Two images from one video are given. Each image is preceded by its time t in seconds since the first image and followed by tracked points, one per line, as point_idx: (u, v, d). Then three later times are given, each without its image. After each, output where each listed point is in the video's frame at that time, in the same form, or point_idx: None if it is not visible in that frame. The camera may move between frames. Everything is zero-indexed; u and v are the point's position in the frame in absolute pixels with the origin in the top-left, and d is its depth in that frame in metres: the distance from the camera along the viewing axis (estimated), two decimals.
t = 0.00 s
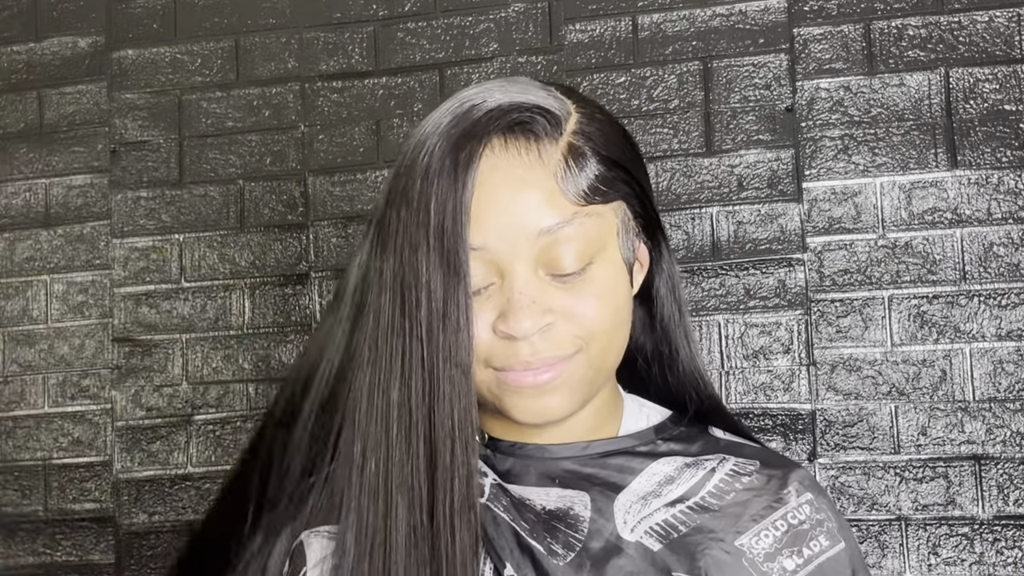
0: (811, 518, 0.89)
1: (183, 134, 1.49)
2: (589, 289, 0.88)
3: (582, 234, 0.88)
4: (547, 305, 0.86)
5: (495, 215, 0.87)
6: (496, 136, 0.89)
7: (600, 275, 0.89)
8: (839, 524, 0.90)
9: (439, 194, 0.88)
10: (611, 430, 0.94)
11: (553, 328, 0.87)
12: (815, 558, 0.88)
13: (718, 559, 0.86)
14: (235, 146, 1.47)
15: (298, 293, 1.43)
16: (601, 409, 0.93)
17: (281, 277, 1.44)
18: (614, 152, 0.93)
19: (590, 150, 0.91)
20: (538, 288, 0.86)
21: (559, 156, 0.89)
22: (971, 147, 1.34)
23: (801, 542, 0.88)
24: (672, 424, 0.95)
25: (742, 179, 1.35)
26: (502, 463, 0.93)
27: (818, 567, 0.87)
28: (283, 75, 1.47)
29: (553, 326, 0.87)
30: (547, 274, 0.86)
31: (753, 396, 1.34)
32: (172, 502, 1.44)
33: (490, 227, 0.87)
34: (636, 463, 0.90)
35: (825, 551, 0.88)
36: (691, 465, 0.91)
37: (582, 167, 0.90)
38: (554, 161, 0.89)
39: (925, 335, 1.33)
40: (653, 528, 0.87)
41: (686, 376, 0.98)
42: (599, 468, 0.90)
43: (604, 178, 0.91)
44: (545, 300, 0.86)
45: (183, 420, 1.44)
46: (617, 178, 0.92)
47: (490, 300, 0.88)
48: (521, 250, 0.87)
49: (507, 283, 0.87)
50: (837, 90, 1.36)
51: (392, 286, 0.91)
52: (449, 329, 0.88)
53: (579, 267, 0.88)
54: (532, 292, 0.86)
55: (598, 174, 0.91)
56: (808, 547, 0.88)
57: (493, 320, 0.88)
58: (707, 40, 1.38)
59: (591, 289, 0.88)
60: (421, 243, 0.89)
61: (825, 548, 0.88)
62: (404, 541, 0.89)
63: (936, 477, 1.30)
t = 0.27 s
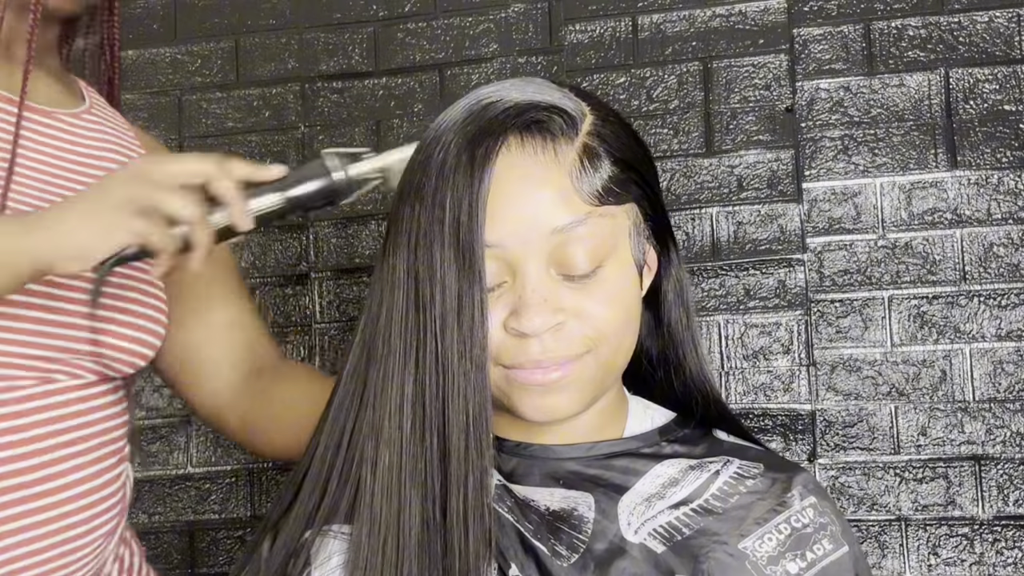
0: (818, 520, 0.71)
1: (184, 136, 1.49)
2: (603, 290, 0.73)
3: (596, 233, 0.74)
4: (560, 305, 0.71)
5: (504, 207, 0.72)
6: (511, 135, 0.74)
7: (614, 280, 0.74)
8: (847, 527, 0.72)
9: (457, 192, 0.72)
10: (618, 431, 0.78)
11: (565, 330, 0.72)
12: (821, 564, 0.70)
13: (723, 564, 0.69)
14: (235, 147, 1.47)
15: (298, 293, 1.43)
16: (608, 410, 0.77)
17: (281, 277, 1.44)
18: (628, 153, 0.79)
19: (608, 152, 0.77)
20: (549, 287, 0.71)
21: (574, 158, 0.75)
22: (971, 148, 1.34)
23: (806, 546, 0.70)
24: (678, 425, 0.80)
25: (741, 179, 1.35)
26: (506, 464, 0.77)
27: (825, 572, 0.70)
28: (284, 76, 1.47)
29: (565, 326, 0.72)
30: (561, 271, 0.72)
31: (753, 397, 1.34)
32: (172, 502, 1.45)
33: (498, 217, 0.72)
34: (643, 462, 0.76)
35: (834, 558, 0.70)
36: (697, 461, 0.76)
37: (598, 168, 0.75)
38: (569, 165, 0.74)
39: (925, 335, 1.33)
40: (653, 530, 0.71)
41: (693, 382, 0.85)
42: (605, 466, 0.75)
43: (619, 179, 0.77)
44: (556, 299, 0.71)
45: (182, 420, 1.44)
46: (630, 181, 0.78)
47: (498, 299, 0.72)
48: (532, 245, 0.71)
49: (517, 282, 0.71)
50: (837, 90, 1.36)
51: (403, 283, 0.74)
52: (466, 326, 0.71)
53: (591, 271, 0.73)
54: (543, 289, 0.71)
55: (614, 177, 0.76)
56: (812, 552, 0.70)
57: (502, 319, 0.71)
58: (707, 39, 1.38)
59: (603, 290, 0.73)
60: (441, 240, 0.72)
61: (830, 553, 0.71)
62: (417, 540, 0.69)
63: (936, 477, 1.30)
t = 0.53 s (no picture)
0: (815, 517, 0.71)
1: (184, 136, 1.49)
2: (608, 279, 0.70)
3: (600, 223, 0.71)
4: (567, 292, 0.67)
5: (511, 194, 0.68)
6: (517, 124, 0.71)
7: (621, 270, 0.71)
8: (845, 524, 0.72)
9: (464, 181, 0.69)
10: (617, 428, 0.76)
11: (571, 318, 0.68)
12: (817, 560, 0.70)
13: (721, 561, 0.69)
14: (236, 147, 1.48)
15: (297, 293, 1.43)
16: (606, 407, 0.75)
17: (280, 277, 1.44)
18: (631, 148, 0.76)
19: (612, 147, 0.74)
20: (556, 274, 0.67)
21: (580, 148, 0.72)
22: (971, 148, 1.34)
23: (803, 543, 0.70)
24: (676, 423, 0.78)
25: (741, 179, 1.35)
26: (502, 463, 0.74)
27: (822, 569, 0.70)
28: (284, 76, 1.47)
29: (573, 315, 0.68)
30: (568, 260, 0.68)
31: (752, 397, 1.34)
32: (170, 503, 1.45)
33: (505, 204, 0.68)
34: (641, 461, 0.74)
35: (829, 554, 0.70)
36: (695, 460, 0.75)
37: (603, 161, 0.73)
38: (575, 155, 0.72)
39: (925, 336, 1.33)
40: (653, 528, 0.70)
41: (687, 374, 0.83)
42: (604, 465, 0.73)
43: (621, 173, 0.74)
44: (563, 286, 0.68)
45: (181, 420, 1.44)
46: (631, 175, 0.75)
47: (505, 286, 0.68)
48: (539, 232, 0.68)
49: (523, 270, 0.67)
50: (837, 90, 1.36)
51: (409, 271, 0.70)
52: (473, 310, 0.66)
53: (597, 260, 0.70)
54: (550, 276, 0.67)
55: (618, 171, 0.74)
56: (810, 549, 0.70)
57: (509, 306, 0.67)
58: (707, 40, 1.38)
59: (607, 279, 0.70)
60: (449, 228, 0.68)
61: (827, 550, 0.70)
62: (422, 532, 0.63)
63: (936, 477, 1.31)
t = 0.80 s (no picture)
0: (821, 516, 0.71)
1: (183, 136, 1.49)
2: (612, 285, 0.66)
3: (605, 226, 0.68)
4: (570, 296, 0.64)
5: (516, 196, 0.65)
6: (523, 126, 0.68)
7: (626, 273, 0.68)
8: (850, 524, 0.72)
9: (468, 182, 0.65)
10: (621, 428, 0.76)
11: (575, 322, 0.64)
12: (824, 559, 0.70)
13: (730, 560, 0.68)
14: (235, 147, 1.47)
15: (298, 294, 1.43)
16: (610, 409, 0.75)
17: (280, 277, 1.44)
18: (637, 150, 0.74)
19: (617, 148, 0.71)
20: (559, 278, 0.64)
21: (586, 151, 0.69)
22: (971, 148, 1.34)
23: (810, 542, 0.70)
24: (679, 423, 0.78)
25: (742, 179, 1.35)
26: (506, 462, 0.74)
27: (828, 569, 0.70)
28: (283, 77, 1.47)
29: (576, 318, 0.64)
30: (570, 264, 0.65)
31: (752, 397, 1.33)
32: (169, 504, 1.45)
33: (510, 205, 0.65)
34: (644, 459, 0.74)
35: (836, 554, 0.70)
36: (702, 460, 0.75)
37: (609, 163, 0.70)
38: (581, 158, 0.69)
39: (926, 336, 1.33)
40: (660, 527, 0.70)
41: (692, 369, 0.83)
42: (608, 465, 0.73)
43: (628, 176, 0.71)
44: (567, 289, 0.64)
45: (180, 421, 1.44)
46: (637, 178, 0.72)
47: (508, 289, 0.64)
48: (543, 235, 0.65)
49: (527, 273, 0.64)
50: (837, 90, 1.36)
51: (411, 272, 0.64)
52: (477, 315, 0.61)
53: (602, 263, 0.67)
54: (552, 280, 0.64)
55: (624, 174, 0.71)
56: (816, 548, 0.70)
57: (513, 311, 0.64)
58: (707, 40, 1.38)
59: (611, 284, 0.67)
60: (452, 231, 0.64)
61: (833, 549, 0.70)
62: (428, 539, 0.58)
63: (936, 477, 1.31)
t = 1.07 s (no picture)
0: (819, 518, 0.71)
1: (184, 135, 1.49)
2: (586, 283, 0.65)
3: (570, 223, 0.65)
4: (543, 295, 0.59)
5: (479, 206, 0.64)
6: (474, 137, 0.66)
7: (598, 267, 0.66)
8: (849, 526, 0.72)
9: (430, 197, 0.65)
10: (623, 425, 0.76)
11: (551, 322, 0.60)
12: (821, 560, 0.69)
13: (724, 560, 0.68)
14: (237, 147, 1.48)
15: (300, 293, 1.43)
16: (605, 407, 0.74)
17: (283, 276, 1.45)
18: (598, 141, 0.70)
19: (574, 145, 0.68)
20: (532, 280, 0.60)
21: (539, 151, 0.66)
22: (971, 148, 1.34)
23: (807, 543, 0.70)
24: (679, 422, 0.78)
25: (741, 179, 1.35)
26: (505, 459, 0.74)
27: (824, 570, 0.69)
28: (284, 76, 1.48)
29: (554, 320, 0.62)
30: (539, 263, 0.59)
31: (753, 396, 1.33)
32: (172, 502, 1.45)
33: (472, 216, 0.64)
34: (644, 457, 0.74)
35: (834, 555, 0.70)
36: (701, 459, 0.75)
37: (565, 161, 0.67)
38: (531, 159, 0.66)
39: (926, 336, 1.33)
40: (655, 524, 0.70)
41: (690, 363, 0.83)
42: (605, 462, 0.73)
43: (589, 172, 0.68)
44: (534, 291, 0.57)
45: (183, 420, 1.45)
46: (601, 170, 0.69)
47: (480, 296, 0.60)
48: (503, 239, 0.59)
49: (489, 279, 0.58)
50: (837, 90, 1.36)
51: (390, 295, 0.66)
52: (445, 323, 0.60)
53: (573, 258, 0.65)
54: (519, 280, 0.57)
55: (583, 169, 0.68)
56: (813, 549, 0.70)
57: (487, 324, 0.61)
58: (707, 40, 1.38)
59: (586, 280, 0.65)
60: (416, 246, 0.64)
61: (830, 551, 0.70)
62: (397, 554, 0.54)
63: (936, 477, 1.31)
